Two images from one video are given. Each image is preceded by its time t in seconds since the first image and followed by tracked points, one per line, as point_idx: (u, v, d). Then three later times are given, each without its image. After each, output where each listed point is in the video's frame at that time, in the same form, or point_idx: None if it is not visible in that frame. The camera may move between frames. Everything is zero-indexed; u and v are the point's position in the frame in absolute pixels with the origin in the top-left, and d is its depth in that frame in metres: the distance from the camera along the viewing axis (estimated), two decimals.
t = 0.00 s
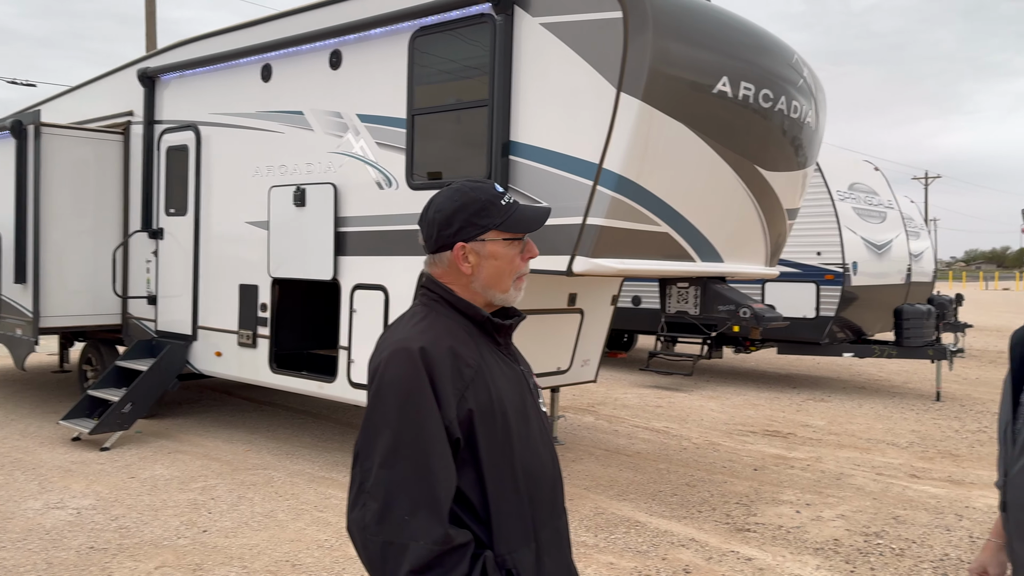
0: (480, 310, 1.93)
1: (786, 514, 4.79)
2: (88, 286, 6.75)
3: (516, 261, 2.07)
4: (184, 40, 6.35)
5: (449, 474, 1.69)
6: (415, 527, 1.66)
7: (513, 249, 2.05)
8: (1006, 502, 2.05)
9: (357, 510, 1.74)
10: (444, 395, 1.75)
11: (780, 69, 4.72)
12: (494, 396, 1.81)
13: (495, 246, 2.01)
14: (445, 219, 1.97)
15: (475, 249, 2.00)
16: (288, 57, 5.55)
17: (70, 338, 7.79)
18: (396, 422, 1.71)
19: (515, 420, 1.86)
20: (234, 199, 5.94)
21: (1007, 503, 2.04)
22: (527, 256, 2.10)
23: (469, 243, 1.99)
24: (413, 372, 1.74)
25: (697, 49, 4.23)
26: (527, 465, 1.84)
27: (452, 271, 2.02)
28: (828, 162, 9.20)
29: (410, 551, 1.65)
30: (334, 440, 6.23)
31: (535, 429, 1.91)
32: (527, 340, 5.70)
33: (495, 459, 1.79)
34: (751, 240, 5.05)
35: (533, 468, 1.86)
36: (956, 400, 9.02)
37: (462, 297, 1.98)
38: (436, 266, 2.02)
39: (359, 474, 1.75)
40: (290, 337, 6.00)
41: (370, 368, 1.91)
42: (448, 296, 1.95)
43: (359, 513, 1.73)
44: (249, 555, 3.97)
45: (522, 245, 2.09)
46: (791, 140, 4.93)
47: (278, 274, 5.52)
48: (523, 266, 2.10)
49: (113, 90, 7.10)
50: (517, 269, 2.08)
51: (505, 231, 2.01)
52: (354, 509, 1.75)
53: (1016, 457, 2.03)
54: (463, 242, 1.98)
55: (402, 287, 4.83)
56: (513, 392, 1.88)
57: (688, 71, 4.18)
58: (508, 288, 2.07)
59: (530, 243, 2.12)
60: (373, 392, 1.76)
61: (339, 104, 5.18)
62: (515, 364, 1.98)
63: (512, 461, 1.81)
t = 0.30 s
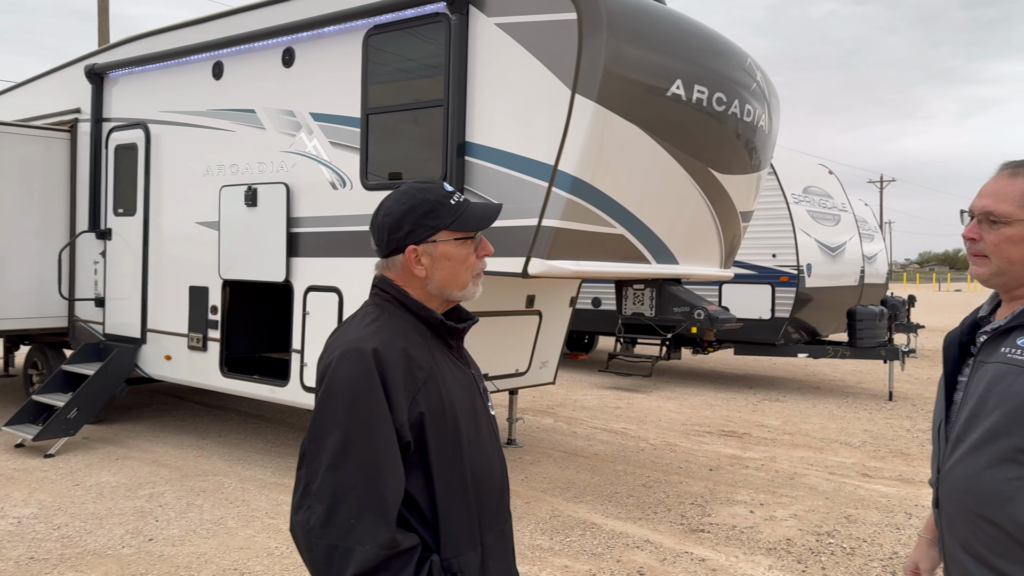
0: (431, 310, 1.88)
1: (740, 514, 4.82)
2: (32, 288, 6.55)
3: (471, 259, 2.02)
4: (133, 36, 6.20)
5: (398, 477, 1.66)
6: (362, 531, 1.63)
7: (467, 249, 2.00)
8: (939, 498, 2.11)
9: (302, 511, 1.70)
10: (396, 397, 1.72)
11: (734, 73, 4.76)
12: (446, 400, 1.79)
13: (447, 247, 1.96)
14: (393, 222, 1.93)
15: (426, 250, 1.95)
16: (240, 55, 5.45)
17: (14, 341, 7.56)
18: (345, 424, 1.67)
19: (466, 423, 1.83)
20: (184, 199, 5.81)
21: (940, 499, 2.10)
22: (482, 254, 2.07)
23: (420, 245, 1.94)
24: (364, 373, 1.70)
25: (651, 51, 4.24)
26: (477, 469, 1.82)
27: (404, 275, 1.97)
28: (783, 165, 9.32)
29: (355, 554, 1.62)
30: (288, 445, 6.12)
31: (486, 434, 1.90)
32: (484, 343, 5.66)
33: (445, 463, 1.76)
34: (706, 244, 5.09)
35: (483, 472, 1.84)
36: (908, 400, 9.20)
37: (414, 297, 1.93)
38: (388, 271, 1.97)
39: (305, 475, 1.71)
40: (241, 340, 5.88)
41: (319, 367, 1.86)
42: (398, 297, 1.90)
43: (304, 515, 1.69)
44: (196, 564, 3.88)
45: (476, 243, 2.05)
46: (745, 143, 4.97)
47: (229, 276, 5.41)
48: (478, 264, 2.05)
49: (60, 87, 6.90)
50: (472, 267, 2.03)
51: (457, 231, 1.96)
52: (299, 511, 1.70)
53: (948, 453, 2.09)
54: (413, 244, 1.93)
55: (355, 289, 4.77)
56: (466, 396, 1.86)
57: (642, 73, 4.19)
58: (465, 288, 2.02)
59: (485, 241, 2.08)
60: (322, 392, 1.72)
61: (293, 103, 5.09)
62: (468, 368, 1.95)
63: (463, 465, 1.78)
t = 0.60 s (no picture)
0: (378, 308, 1.86)
1: (700, 513, 4.84)
2: None
3: (419, 255, 2.00)
4: (84, 31, 6.05)
5: (336, 475, 1.63)
6: (297, 529, 1.59)
7: (414, 244, 1.98)
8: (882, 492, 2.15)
9: (234, 512, 1.65)
10: (336, 394, 1.69)
11: (693, 73, 4.77)
12: (387, 397, 1.76)
13: (394, 242, 1.94)
14: (339, 220, 1.89)
15: (375, 247, 1.92)
16: (195, 51, 5.34)
17: None
18: (282, 420, 1.64)
19: (409, 423, 1.81)
20: (138, 197, 5.69)
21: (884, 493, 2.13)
22: (430, 249, 2.05)
23: (368, 242, 1.91)
24: (302, 368, 1.67)
25: (610, 51, 4.24)
26: (418, 470, 1.80)
27: (351, 272, 1.94)
28: (745, 165, 9.40)
29: (289, 554, 1.58)
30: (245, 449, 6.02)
31: (429, 434, 1.88)
32: (446, 344, 5.61)
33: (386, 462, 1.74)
34: (666, 244, 5.10)
35: (425, 474, 1.82)
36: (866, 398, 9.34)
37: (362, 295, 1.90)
38: (334, 269, 1.93)
39: (239, 474, 1.66)
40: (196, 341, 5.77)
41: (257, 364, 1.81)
42: (344, 295, 1.86)
43: (236, 515, 1.64)
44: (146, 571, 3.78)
45: (424, 237, 2.03)
46: (704, 143, 4.99)
47: (183, 276, 5.30)
48: (426, 258, 2.04)
49: (10, 83, 6.71)
50: (420, 263, 2.02)
51: (403, 226, 1.94)
52: (232, 512, 1.66)
53: (891, 447, 2.13)
54: (361, 241, 1.90)
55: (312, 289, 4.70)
56: (409, 396, 1.84)
57: (601, 73, 4.18)
58: (412, 285, 2.01)
59: (433, 235, 2.07)
60: (258, 389, 1.68)
61: (249, 100, 5.00)
62: (412, 368, 1.93)
63: (404, 465, 1.76)
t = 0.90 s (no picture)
0: (336, 304, 1.83)
1: (669, 512, 4.83)
2: None
3: (380, 247, 1.97)
4: (43, 24, 5.91)
5: (273, 469, 1.60)
6: (227, 520, 1.56)
7: (374, 236, 1.94)
8: (832, 490, 2.15)
9: (168, 496, 1.62)
10: (283, 387, 1.66)
11: (661, 70, 4.76)
12: (338, 394, 1.73)
13: (352, 235, 1.90)
14: (295, 212, 1.86)
15: (332, 240, 1.88)
16: (156, 45, 5.23)
17: None
18: (224, 409, 1.60)
19: (361, 423, 1.78)
20: (98, 195, 5.56)
21: (834, 490, 2.14)
22: (392, 241, 2.02)
23: (325, 235, 1.87)
24: (250, 358, 1.64)
25: (577, 47, 4.21)
26: (365, 470, 1.77)
27: (309, 266, 1.90)
28: (716, 164, 9.43)
29: (217, 544, 1.55)
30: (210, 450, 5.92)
31: (381, 435, 1.84)
32: (415, 343, 5.56)
33: (331, 459, 1.71)
34: (634, 243, 5.08)
35: (372, 475, 1.79)
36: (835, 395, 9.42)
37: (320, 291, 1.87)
38: (292, 262, 1.89)
39: (178, 459, 1.63)
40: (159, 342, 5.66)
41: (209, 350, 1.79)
42: (303, 290, 1.83)
43: (169, 500, 1.61)
44: None
45: (384, 231, 1.99)
46: (673, 141, 4.99)
47: (145, 275, 5.19)
48: (389, 251, 2.00)
49: None
50: (382, 255, 1.98)
51: (362, 218, 1.90)
52: (166, 496, 1.63)
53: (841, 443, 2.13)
54: (318, 234, 1.86)
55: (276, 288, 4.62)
56: (364, 395, 1.81)
57: (568, 70, 4.15)
58: (374, 277, 1.97)
59: (394, 227, 2.03)
60: (205, 375, 1.65)
61: (211, 95, 4.91)
62: (370, 368, 1.90)
63: (349, 465, 1.73)
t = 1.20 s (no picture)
0: (284, 303, 1.79)
1: (644, 508, 4.82)
2: None
3: (327, 241, 1.96)
4: (9, 16, 5.78)
5: (225, 476, 1.57)
6: (181, 530, 1.52)
7: (320, 230, 1.93)
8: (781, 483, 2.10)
9: (117, 510, 1.56)
10: (231, 391, 1.62)
11: (636, 65, 4.73)
12: (288, 395, 1.70)
13: (298, 229, 1.89)
14: (238, 206, 1.84)
15: (277, 235, 1.86)
16: (125, 37, 5.14)
17: None
18: (171, 415, 1.56)
19: (313, 423, 1.75)
20: (67, 189, 5.46)
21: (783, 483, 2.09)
22: (340, 235, 2.02)
23: (270, 230, 1.85)
24: (196, 362, 1.60)
25: (550, 40, 4.18)
26: (318, 471, 1.74)
27: (255, 262, 1.88)
28: (694, 159, 9.43)
29: (172, 555, 1.50)
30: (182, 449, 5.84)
31: (335, 435, 1.82)
32: (390, 340, 5.50)
33: (284, 462, 1.68)
34: (609, 238, 5.05)
35: (326, 476, 1.76)
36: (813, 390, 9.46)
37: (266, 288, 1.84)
38: (237, 259, 1.88)
39: (124, 470, 1.57)
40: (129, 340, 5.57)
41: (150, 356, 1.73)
42: (247, 287, 1.80)
43: (118, 514, 1.55)
44: None
45: (331, 224, 1.99)
46: (648, 136, 4.97)
47: (113, 271, 5.11)
48: (336, 245, 1.99)
49: None
50: (330, 249, 1.97)
51: (308, 211, 1.89)
52: (114, 510, 1.57)
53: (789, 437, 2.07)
54: (262, 229, 1.85)
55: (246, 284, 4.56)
56: (316, 395, 1.78)
57: (541, 63, 4.12)
58: (322, 273, 1.96)
59: (342, 221, 2.03)
60: (149, 381, 1.60)
61: (181, 88, 4.83)
62: (322, 367, 1.87)
63: (303, 467, 1.70)
